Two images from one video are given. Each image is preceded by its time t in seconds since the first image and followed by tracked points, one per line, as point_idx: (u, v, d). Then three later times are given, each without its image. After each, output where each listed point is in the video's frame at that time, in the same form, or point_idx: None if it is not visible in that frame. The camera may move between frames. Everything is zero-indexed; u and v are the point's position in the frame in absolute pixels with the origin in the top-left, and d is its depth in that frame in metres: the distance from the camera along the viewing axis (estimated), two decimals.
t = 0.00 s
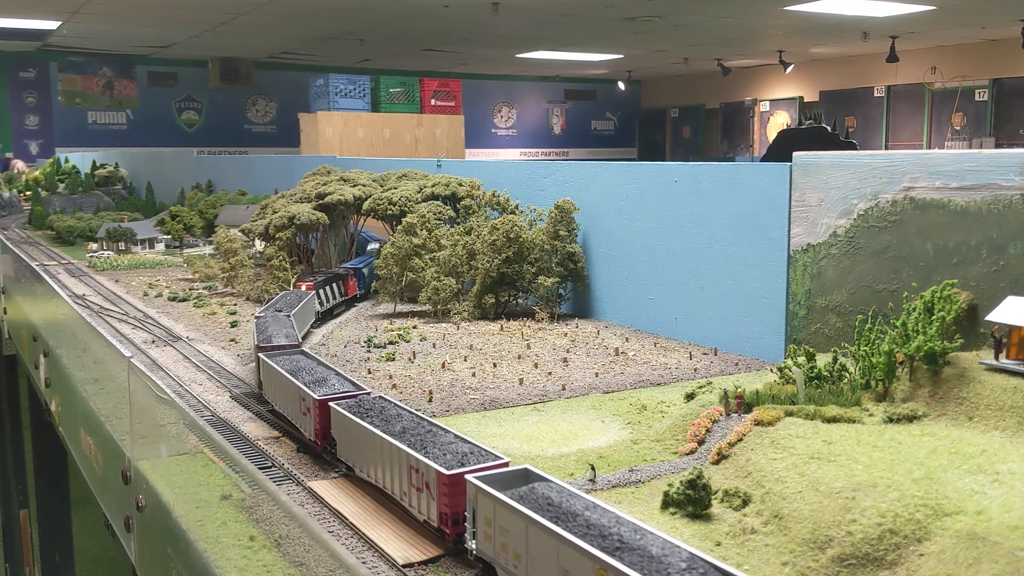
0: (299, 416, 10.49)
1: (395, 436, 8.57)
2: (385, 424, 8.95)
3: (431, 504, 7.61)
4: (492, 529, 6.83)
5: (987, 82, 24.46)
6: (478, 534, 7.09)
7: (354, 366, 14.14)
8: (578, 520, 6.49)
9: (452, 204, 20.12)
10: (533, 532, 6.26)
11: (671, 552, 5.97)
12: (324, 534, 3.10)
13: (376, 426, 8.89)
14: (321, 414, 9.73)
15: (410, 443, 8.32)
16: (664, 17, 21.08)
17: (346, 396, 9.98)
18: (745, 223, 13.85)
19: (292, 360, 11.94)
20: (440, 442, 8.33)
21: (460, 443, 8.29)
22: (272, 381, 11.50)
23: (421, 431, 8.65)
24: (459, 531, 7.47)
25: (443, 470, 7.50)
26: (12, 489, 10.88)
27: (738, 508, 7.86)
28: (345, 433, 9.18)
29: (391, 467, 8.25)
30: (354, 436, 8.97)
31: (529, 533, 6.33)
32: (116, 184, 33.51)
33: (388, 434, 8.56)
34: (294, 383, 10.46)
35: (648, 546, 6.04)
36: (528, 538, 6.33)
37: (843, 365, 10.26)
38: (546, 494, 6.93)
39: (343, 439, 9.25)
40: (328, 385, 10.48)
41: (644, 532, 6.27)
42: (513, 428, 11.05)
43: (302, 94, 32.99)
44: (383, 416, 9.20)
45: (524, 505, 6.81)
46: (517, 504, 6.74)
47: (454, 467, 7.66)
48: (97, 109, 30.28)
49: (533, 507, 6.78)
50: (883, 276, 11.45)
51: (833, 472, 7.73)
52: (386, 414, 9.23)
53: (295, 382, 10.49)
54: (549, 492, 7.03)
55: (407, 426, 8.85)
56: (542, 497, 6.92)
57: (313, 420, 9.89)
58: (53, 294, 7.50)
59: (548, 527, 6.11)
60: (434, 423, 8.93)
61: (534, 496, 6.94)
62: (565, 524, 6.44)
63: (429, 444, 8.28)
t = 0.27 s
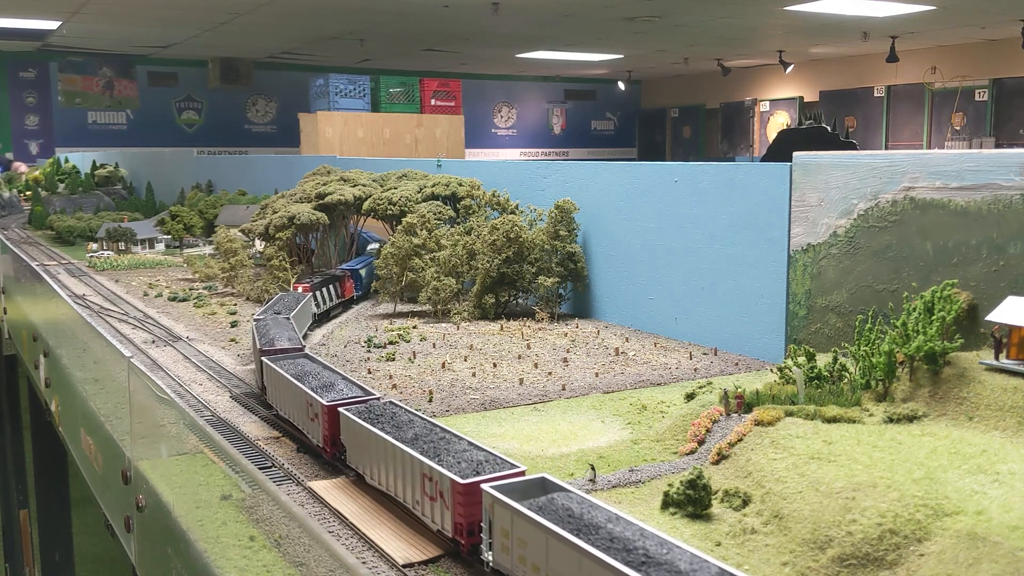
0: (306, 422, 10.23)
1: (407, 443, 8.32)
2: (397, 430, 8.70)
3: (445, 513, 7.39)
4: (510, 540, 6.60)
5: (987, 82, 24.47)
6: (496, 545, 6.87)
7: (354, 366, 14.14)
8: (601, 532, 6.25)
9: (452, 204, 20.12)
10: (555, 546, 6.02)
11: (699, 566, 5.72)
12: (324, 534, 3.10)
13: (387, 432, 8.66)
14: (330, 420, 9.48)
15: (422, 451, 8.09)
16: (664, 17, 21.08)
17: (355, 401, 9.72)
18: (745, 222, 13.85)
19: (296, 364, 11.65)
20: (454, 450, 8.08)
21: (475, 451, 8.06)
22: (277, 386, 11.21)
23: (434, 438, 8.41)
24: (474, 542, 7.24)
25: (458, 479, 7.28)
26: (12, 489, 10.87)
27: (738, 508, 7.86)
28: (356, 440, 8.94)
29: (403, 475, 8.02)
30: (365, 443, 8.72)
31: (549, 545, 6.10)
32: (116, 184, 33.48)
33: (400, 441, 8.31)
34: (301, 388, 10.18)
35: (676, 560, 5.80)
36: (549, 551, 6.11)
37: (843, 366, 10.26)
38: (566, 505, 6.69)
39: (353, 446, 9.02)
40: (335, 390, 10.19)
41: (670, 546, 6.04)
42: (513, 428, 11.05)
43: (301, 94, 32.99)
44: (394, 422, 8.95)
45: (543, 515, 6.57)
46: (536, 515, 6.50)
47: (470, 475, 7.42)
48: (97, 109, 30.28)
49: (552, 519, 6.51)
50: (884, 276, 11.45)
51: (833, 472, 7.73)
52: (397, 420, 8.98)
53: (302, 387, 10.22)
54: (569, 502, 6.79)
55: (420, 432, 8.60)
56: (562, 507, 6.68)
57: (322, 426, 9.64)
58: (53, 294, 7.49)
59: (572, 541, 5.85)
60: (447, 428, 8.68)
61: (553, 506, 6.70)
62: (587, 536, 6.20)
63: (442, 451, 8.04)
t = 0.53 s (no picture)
0: (313, 427, 9.98)
1: (420, 451, 8.08)
2: (409, 437, 8.46)
3: (460, 523, 7.15)
4: (527, 553, 6.29)
5: (987, 82, 24.46)
6: (511, 556, 6.56)
7: (354, 366, 14.14)
8: (624, 546, 6.00)
9: (452, 204, 20.13)
10: (576, 560, 5.72)
11: None
12: (324, 534, 3.10)
13: (400, 438, 8.40)
14: (339, 425, 9.25)
15: (436, 459, 7.85)
16: (663, 17, 21.08)
17: (365, 406, 9.51)
18: (745, 222, 13.85)
19: (302, 368, 11.40)
20: (469, 457, 7.86)
21: (490, 459, 7.81)
22: (282, 390, 10.95)
23: (448, 445, 8.17)
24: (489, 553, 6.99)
25: (474, 488, 7.04)
26: (12, 488, 10.87)
27: (738, 508, 7.86)
28: (366, 447, 8.70)
29: (416, 483, 7.77)
30: (375, 450, 8.48)
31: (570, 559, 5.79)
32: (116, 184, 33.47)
33: (412, 448, 8.08)
34: (308, 392, 9.94)
35: None
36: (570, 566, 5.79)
37: (843, 366, 10.26)
38: (588, 519, 6.40)
39: (363, 453, 8.78)
40: (343, 395, 9.98)
41: (699, 560, 5.77)
42: (513, 428, 11.05)
43: (301, 94, 32.99)
44: (406, 428, 8.71)
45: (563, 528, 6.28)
46: (556, 527, 6.20)
47: (485, 484, 7.19)
48: (97, 109, 30.28)
49: (574, 532, 6.25)
50: (884, 276, 11.45)
51: (833, 472, 7.73)
52: (410, 427, 8.75)
53: (309, 392, 9.97)
54: (590, 515, 6.52)
55: (433, 439, 8.36)
56: (583, 520, 6.40)
57: (330, 431, 9.41)
58: (53, 293, 7.50)
59: (594, 554, 5.53)
60: (461, 435, 8.45)
61: (573, 519, 6.42)
62: (610, 550, 5.94)
63: (457, 459, 7.81)
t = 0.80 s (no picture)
0: (321, 433, 9.79)
1: (434, 459, 7.87)
2: (422, 444, 8.24)
3: (476, 534, 6.94)
4: (548, 566, 6.06)
5: (987, 82, 24.46)
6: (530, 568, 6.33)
7: (354, 366, 14.15)
8: (651, 561, 5.77)
9: (452, 204, 20.13)
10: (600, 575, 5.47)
11: None
12: (324, 534, 3.10)
13: (413, 446, 8.18)
14: (350, 431, 9.07)
15: (451, 467, 7.63)
16: (663, 17, 21.08)
17: (376, 412, 9.34)
18: (745, 222, 13.84)
19: (308, 372, 11.21)
20: (484, 467, 7.65)
21: (507, 468, 7.59)
22: (288, 396, 10.76)
23: (462, 454, 7.96)
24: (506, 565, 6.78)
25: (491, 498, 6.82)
26: (12, 488, 10.87)
27: (738, 508, 7.86)
28: (378, 454, 8.48)
29: (430, 492, 7.56)
30: (388, 457, 8.27)
31: None
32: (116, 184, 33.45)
33: (426, 456, 7.86)
34: (317, 398, 9.76)
35: None
36: None
37: (843, 365, 10.26)
38: (612, 531, 6.17)
39: (375, 460, 8.56)
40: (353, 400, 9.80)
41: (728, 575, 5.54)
42: (513, 428, 11.05)
43: (301, 94, 32.99)
44: (419, 435, 8.50)
45: (586, 541, 6.06)
46: (579, 540, 5.97)
47: (503, 495, 6.99)
48: (97, 109, 30.28)
49: (597, 545, 6.02)
50: (884, 276, 11.44)
51: (833, 472, 7.73)
52: (423, 434, 8.52)
53: (318, 397, 9.79)
54: (613, 527, 6.28)
55: (446, 447, 8.14)
56: (606, 532, 6.17)
57: (341, 438, 9.22)
58: (53, 294, 7.49)
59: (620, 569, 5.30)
60: (475, 443, 8.24)
61: (596, 531, 6.19)
62: (636, 566, 5.72)
63: (472, 468, 7.60)
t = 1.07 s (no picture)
0: (331, 440, 9.54)
1: (449, 467, 7.65)
2: (436, 452, 8.01)
3: (494, 546, 6.71)
4: None
5: (987, 82, 24.46)
6: None
7: (354, 366, 14.14)
8: None
9: (452, 204, 20.12)
10: None
11: None
12: (324, 534, 3.10)
13: (428, 454, 7.95)
14: (361, 437, 8.81)
15: (467, 476, 7.40)
16: (663, 17, 21.08)
17: (388, 418, 9.06)
18: (745, 222, 13.84)
19: (314, 376, 10.93)
20: (501, 475, 7.41)
21: (525, 478, 7.34)
22: (295, 401, 10.49)
23: (478, 461, 7.73)
24: None
25: (509, 509, 6.59)
26: (12, 488, 10.87)
27: (738, 508, 7.86)
28: (390, 461, 8.26)
29: (445, 502, 7.33)
30: (400, 465, 8.05)
31: None
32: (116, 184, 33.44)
33: (441, 465, 7.63)
34: (326, 403, 9.50)
35: None
36: None
37: (843, 365, 10.26)
38: (639, 544, 5.91)
39: (387, 468, 8.32)
40: (363, 406, 9.52)
41: None
42: (513, 428, 11.05)
43: (301, 94, 32.99)
44: (433, 442, 8.26)
45: (611, 555, 5.82)
46: (604, 555, 5.73)
47: (522, 506, 6.76)
48: (97, 109, 30.27)
49: (622, 560, 5.76)
50: (884, 276, 11.44)
51: (833, 472, 7.73)
52: (437, 441, 8.28)
53: (327, 403, 9.52)
54: (639, 540, 6.02)
55: (462, 454, 7.91)
56: (632, 546, 5.92)
57: (352, 445, 8.96)
58: (53, 294, 7.49)
59: None
60: (491, 451, 8.00)
61: (622, 545, 5.94)
62: None
63: (488, 476, 7.37)
